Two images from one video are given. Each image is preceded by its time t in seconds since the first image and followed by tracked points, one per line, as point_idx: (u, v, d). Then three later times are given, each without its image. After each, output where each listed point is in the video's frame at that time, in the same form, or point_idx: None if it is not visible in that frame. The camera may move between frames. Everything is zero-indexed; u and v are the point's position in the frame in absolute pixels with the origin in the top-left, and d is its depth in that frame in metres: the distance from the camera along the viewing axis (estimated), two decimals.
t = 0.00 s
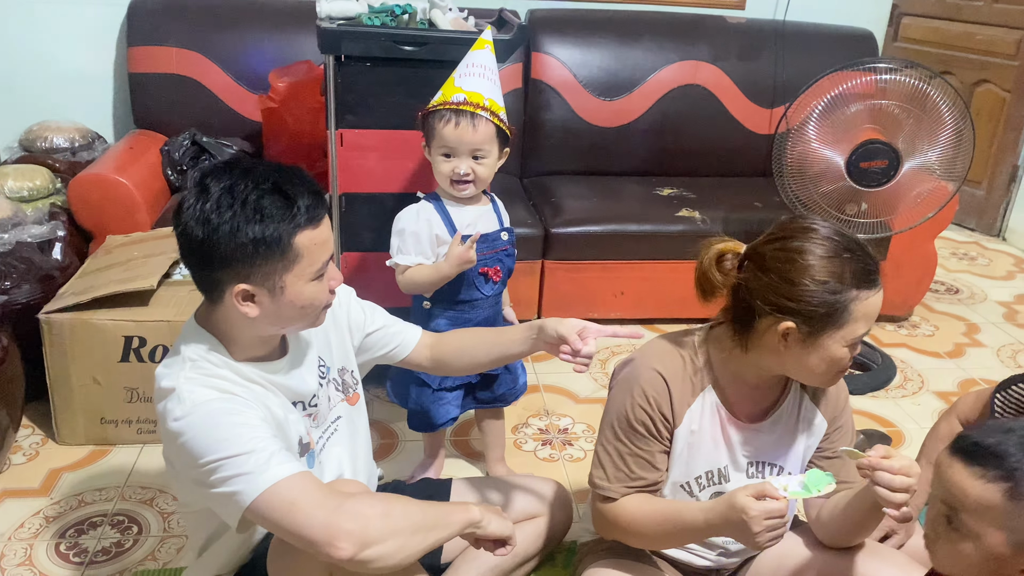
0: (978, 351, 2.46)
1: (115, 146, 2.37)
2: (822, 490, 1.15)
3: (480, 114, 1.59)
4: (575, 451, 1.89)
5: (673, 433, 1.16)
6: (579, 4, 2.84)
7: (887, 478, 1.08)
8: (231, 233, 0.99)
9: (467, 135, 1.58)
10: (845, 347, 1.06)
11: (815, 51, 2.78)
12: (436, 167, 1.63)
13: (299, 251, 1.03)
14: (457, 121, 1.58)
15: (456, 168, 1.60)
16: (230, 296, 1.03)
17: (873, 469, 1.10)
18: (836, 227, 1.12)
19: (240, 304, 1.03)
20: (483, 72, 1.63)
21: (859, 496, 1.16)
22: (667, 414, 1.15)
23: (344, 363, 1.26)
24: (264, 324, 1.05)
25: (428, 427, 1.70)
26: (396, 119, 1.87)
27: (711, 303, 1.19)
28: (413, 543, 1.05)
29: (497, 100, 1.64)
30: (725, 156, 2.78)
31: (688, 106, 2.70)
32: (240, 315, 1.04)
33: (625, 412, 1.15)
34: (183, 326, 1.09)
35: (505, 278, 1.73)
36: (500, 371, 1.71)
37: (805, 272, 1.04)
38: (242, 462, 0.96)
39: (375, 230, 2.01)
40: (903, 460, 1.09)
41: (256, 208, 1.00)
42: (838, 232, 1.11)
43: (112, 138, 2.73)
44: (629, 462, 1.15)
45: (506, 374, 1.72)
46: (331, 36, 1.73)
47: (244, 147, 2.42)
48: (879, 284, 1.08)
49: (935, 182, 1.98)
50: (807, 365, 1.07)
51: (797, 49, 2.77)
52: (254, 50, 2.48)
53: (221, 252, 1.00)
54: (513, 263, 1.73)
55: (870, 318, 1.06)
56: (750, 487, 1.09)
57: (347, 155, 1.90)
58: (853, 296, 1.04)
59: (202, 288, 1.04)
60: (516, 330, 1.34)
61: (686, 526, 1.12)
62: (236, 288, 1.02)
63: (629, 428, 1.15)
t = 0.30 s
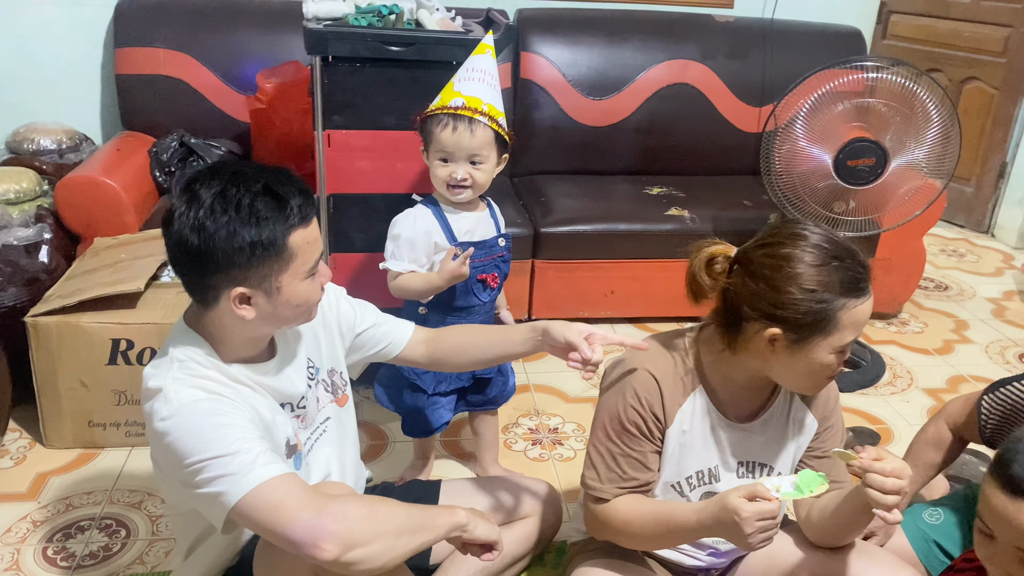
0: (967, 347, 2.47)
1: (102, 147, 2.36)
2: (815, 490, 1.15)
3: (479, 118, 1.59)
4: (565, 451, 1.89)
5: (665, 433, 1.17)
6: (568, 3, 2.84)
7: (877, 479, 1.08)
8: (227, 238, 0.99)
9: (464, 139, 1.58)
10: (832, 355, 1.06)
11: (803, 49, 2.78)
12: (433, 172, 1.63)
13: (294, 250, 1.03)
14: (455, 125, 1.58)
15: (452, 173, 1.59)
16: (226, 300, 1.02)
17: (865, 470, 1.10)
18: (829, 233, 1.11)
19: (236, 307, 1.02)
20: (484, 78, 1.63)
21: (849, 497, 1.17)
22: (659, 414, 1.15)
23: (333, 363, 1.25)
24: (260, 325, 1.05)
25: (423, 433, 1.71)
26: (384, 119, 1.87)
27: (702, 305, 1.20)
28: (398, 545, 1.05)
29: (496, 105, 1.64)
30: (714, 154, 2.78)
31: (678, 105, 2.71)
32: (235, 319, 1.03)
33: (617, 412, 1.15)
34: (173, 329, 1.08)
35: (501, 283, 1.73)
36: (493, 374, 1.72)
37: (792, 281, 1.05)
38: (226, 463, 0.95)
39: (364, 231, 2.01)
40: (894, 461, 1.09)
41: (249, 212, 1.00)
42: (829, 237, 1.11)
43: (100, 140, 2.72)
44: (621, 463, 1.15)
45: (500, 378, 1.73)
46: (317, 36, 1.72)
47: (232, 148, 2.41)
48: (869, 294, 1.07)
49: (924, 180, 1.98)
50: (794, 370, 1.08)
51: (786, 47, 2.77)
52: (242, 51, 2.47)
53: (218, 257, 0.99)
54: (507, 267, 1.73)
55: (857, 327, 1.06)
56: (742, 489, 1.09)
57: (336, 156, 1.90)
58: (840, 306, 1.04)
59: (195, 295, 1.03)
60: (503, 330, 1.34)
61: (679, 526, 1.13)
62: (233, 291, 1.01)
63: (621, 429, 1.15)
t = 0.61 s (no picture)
0: (960, 345, 2.48)
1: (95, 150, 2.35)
2: (803, 497, 1.12)
3: (465, 127, 1.57)
4: (560, 451, 1.89)
5: (654, 431, 1.17)
6: (560, 4, 2.84)
7: (865, 483, 1.09)
8: (236, 253, 0.98)
9: (452, 149, 1.57)
10: (772, 377, 1.04)
11: (795, 49, 2.79)
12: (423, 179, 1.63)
13: (297, 253, 1.04)
14: (442, 134, 1.57)
15: (442, 181, 1.59)
16: (237, 309, 1.01)
17: (852, 474, 1.10)
18: (809, 259, 1.06)
19: (247, 315, 1.02)
20: (470, 84, 1.62)
21: (838, 499, 1.17)
22: (649, 412, 1.15)
23: (330, 370, 1.25)
24: (271, 328, 1.05)
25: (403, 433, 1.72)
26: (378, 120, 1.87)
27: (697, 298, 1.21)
28: (397, 541, 1.05)
29: (485, 110, 1.63)
30: (708, 154, 2.78)
31: (670, 105, 2.71)
32: (246, 325, 1.03)
33: (607, 410, 1.15)
34: (169, 330, 1.07)
35: (490, 288, 1.73)
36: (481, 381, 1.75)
37: (742, 296, 1.04)
38: (223, 462, 0.95)
39: (358, 233, 2.01)
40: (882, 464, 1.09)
41: (253, 224, 0.99)
42: (806, 254, 1.06)
43: (92, 143, 2.71)
44: (611, 461, 1.16)
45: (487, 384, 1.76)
46: (311, 38, 1.72)
47: (225, 150, 2.41)
48: (822, 331, 1.01)
49: (916, 179, 1.99)
50: (738, 379, 1.08)
51: (778, 47, 2.78)
52: (235, 53, 2.47)
53: (228, 273, 0.99)
54: (498, 273, 1.74)
55: (797, 360, 1.02)
56: (727, 491, 1.09)
57: (329, 158, 1.90)
58: (778, 334, 1.01)
59: (203, 313, 1.01)
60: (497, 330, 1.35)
61: (666, 525, 1.13)
62: (243, 302, 1.01)
63: (611, 427, 1.15)
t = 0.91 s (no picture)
0: (955, 346, 2.49)
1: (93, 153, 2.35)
2: (786, 503, 1.11)
3: (445, 135, 1.57)
4: (557, 452, 1.90)
5: (644, 436, 1.18)
6: (556, 6, 2.85)
7: (847, 492, 1.09)
8: (232, 252, 0.99)
9: (431, 156, 1.58)
10: (732, 381, 1.05)
11: (790, 51, 2.80)
12: (409, 185, 1.65)
13: (293, 253, 1.05)
14: (422, 142, 1.58)
15: (424, 188, 1.61)
16: (233, 310, 1.02)
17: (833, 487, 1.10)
18: (776, 264, 1.06)
19: (243, 315, 1.03)
20: (451, 89, 1.61)
21: (824, 504, 1.17)
22: (638, 417, 1.16)
23: (327, 379, 1.26)
24: (266, 329, 1.06)
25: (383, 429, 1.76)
26: (374, 123, 1.88)
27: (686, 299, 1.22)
28: (392, 541, 1.06)
29: (470, 117, 1.62)
30: (704, 156, 2.80)
31: (666, 107, 2.72)
32: (242, 326, 1.04)
33: (595, 416, 1.16)
34: (167, 332, 1.08)
35: (473, 291, 1.72)
36: (465, 384, 1.74)
37: (704, 299, 1.06)
38: (221, 461, 0.96)
39: (354, 235, 2.01)
40: (863, 471, 1.10)
41: (249, 223, 1.00)
42: (775, 261, 1.06)
43: (89, 146, 2.72)
44: (601, 465, 1.16)
45: (472, 387, 1.76)
46: (308, 41, 1.73)
47: (222, 153, 2.41)
48: (778, 337, 1.01)
49: (909, 180, 2.01)
50: (708, 382, 1.10)
51: (773, 49, 2.79)
52: (232, 56, 2.47)
53: (225, 272, 0.99)
54: (483, 276, 1.72)
55: (755, 367, 1.02)
56: (710, 496, 1.09)
57: (325, 160, 1.91)
58: (733, 338, 1.02)
59: (201, 314, 1.02)
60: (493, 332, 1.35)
61: (650, 528, 1.13)
62: (239, 302, 1.02)
63: (600, 432, 1.16)
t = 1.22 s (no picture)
0: (955, 349, 2.50)
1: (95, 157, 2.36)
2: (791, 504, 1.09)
3: (448, 139, 1.59)
4: (559, 455, 1.90)
5: (647, 438, 1.18)
6: (558, 11, 2.87)
7: (853, 494, 1.09)
8: (233, 256, 0.99)
9: (435, 161, 1.59)
10: (732, 383, 1.05)
11: (790, 55, 2.81)
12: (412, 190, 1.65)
13: (293, 258, 1.05)
14: (425, 147, 1.59)
15: (429, 194, 1.62)
16: (232, 313, 1.03)
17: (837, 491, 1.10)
18: (775, 267, 1.06)
19: (242, 318, 1.03)
20: (449, 94, 1.61)
21: (829, 505, 1.17)
22: (640, 419, 1.16)
23: (327, 378, 1.26)
24: (264, 333, 1.07)
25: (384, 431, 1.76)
26: (376, 126, 1.89)
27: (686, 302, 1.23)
28: (395, 540, 1.06)
29: (469, 120, 1.63)
30: (704, 159, 2.81)
31: (667, 111, 2.73)
32: (241, 329, 1.04)
33: (599, 419, 1.16)
34: (166, 336, 1.08)
35: (481, 294, 1.73)
36: (473, 388, 1.75)
37: (703, 302, 1.07)
38: (223, 463, 0.97)
39: (356, 238, 2.02)
40: (866, 471, 1.10)
41: (249, 228, 1.01)
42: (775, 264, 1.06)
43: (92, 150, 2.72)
44: (605, 469, 1.17)
45: (478, 391, 1.75)
46: (311, 46, 1.74)
47: (225, 156, 2.42)
48: (778, 339, 1.01)
49: (910, 184, 2.02)
50: (708, 384, 1.10)
51: (774, 53, 2.80)
52: (234, 60, 2.48)
53: (225, 276, 1.00)
54: (487, 278, 1.74)
55: (754, 369, 1.03)
56: (716, 498, 1.09)
57: (328, 164, 1.91)
58: (732, 339, 1.02)
59: (200, 317, 1.03)
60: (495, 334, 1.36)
61: (657, 532, 1.13)
62: (239, 305, 1.02)
63: (604, 435, 1.16)
